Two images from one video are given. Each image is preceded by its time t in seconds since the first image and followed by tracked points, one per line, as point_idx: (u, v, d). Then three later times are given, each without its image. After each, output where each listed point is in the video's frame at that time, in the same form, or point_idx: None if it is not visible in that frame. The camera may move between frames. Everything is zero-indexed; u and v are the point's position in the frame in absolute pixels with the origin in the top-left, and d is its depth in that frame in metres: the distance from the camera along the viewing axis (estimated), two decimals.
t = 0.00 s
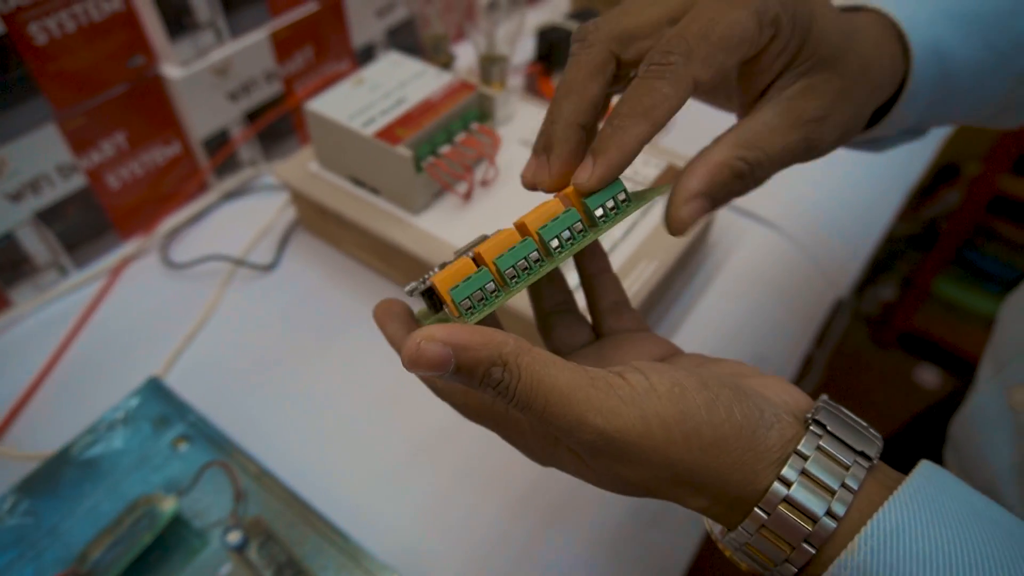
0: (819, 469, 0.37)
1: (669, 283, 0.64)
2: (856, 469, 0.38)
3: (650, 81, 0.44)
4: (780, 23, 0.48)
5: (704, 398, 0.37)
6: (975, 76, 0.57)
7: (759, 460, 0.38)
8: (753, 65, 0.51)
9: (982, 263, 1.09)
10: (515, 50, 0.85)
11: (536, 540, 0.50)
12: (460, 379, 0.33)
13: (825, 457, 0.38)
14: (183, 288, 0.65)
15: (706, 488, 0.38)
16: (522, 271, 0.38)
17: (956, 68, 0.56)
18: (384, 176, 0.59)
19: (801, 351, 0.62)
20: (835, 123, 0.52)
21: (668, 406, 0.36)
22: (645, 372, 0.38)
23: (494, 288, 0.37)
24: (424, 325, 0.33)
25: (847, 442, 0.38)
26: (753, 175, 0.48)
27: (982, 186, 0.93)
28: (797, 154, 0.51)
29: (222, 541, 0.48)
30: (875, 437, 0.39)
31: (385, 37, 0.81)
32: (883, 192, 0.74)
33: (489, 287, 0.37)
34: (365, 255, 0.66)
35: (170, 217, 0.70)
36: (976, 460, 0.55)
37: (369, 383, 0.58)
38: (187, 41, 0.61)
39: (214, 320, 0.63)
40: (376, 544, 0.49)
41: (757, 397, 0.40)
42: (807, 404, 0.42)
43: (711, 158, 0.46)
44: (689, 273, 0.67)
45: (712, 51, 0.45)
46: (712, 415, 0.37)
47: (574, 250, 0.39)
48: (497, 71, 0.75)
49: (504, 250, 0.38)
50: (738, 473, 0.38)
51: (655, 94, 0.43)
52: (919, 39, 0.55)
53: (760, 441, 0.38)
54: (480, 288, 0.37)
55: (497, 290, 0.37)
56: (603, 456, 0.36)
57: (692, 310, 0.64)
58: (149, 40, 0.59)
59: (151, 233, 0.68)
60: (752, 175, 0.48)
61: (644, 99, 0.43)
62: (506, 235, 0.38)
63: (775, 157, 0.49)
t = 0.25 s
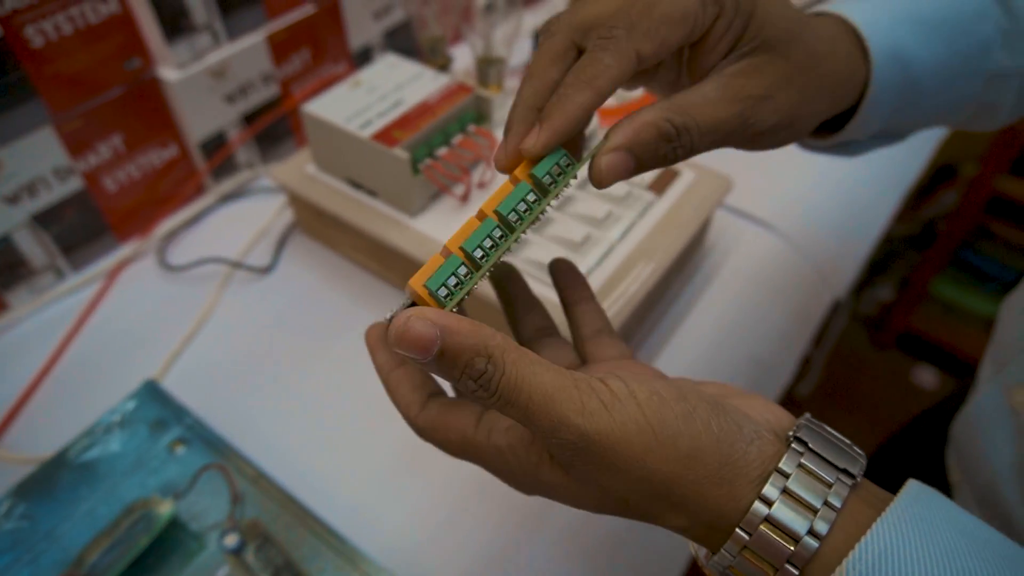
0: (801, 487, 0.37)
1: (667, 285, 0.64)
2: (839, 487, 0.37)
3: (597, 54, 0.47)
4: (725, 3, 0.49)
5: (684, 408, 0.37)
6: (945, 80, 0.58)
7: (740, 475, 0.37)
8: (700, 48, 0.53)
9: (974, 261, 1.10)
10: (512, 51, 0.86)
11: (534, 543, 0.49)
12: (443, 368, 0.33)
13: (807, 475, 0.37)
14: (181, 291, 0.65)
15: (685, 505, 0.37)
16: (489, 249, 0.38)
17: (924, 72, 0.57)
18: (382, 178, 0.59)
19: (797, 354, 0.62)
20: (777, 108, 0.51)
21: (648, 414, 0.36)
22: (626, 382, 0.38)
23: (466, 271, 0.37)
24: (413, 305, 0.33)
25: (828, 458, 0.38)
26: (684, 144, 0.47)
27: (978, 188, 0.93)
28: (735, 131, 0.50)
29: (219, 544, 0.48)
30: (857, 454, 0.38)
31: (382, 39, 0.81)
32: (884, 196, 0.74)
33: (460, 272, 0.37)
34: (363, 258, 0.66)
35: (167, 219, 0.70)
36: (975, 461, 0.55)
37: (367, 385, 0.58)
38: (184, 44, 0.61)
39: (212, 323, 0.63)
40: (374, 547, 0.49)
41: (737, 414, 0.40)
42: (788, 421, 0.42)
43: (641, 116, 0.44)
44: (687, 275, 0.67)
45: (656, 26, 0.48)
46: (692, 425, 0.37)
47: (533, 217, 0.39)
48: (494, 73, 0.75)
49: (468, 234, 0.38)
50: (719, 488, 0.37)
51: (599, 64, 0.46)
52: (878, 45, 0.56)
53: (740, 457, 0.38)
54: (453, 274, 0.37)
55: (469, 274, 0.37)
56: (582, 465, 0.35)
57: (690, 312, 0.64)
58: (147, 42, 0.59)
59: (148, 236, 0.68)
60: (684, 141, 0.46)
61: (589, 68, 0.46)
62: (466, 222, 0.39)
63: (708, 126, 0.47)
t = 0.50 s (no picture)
0: (799, 495, 0.36)
1: (664, 287, 0.64)
2: (837, 493, 0.37)
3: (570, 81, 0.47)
4: (694, 21, 0.50)
5: (680, 419, 0.37)
6: (919, 86, 0.58)
7: (738, 486, 0.37)
8: (672, 66, 0.53)
9: (973, 263, 1.10)
10: (509, 53, 0.86)
11: (532, 544, 0.49)
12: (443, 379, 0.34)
13: (803, 483, 0.37)
14: (177, 293, 0.65)
15: (683, 517, 0.37)
16: (472, 276, 0.39)
17: (897, 79, 0.58)
18: (378, 180, 0.59)
19: (792, 357, 0.62)
20: (751, 122, 0.51)
21: (645, 427, 0.36)
22: (621, 395, 0.38)
23: (450, 298, 0.39)
24: (428, 307, 0.35)
25: (825, 465, 0.37)
26: (659, 161, 0.46)
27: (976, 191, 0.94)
28: (712, 146, 0.50)
29: (215, 547, 0.48)
30: (853, 459, 0.38)
31: (378, 41, 0.81)
32: (880, 199, 0.74)
33: (444, 300, 0.38)
34: (359, 260, 0.66)
35: (163, 222, 0.70)
36: (973, 463, 0.55)
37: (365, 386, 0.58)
38: (180, 46, 0.61)
39: (208, 325, 0.63)
40: (372, 550, 0.49)
41: (735, 423, 0.40)
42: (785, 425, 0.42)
43: (615, 137, 0.44)
44: (685, 277, 0.67)
45: (627, 49, 0.47)
46: (688, 436, 0.37)
47: (513, 244, 0.39)
48: (491, 75, 0.75)
49: (450, 260, 0.39)
50: (717, 500, 0.37)
51: (571, 91, 0.46)
52: (850, 50, 0.56)
53: (738, 467, 0.37)
54: (437, 303, 0.38)
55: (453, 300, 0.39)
56: (577, 480, 0.35)
57: (688, 314, 0.64)
58: (143, 44, 0.59)
59: (144, 239, 0.68)
60: (661, 159, 0.46)
61: (562, 95, 0.46)
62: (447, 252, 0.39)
63: (684, 144, 0.47)
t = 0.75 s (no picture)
0: (802, 495, 0.36)
1: (664, 288, 0.64)
2: (839, 494, 0.36)
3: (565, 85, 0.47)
4: (688, 26, 0.50)
5: (690, 412, 0.37)
6: (915, 91, 0.58)
7: (742, 482, 0.37)
8: (667, 72, 0.53)
9: (972, 263, 1.11)
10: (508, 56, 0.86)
11: (532, 546, 0.49)
12: (466, 351, 0.34)
13: (806, 483, 0.36)
14: (176, 296, 0.65)
15: (688, 512, 0.37)
16: (467, 279, 0.39)
17: (895, 84, 0.58)
18: (378, 183, 0.59)
19: (789, 360, 0.64)
20: (748, 125, 0.51)
21: (656, 417, 0.36)
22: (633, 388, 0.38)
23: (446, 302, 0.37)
24: (469, 286, 0.36)
25: (828, 466, 0.37)
26: (655, 164, 0.46)
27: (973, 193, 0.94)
28: (708, 149, 0.50)
29: (215, 550, 0.48)
30: (854, 459, 0.38)
31: (377, 44, 0.82)
32: (879, 201, 0.75)
33: (440, 303, 0.37)
34: (359, 262, 0.66)
35: (163, 224, 0.70)
36: (972, 465, 0.55)
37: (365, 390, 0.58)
38: (179, 49, 0.61)
39: (208, 329, 0.63)
40: (373, 553, 0.49)
41: (741, 422, 0.40)
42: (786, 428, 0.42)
43: (609, 141, 0.44)
44: (684, 278, 0.67)
45: (621, 55, 0.48)
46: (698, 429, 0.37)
47: (509, 246, 0.39)
48: (490, 77, 0.75)
49: (444, 267, 0.39)
50: (723, 495, 0.36)
51: (567, 96, 0.46)
52: (845, 55, 0.56)
53: (743, 464, 0.37)
54: (432, 305, 0.37)
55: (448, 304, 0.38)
56: (587, 467, 0.35)
57: (688, 315, 0.64)
58: (142, 48, 0.59)
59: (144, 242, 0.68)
60: (656, 163, 0.46)
61: (557, 100, 0.46)
62: (443, 257, 0.39)
63: (680, 147, 0.47)
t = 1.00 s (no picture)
0: (799, 492, 0.36)
1: (664, 290, 0.64)
2: (836, 491, 0.36)
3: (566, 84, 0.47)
4: (691, 26, 0.50)
5: (687, 409, 0.37)
6: (917, 92, 0.58)
7: (739, 481, 0.37)
8: (668, 71, 0.53)
9: (972, 264, 1.11)
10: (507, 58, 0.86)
11: (532, 548, 0.49)
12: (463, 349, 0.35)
13: (803, 480, 0.36)
14: (176, 299, 0.65)
15: (684, 510, 0.36)
16: (467, 276, 0.38)
17: (896, 86, 0.58)
18: (377, 184, 0.59)
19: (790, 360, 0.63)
20: (749, 125, 0.51)
21: (653, 414, 0.36)
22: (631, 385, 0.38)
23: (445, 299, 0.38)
24: (466, 283, 0.36)
25: (825, 463, 0.37)
26: (656, 165, 0.46)
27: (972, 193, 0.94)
28: (709, 150, 0.50)
29: (214, 553, 0.48)
30: (853, 457, 0.38)
31: (377, 46, 0.82)
32: (878, 201, 0.75)
33: (440, 300, 0.37)
34: (358, 264, 0.66)
35: (162, 227, 0.70)
36: (971, 466, 0.55)
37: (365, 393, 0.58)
38: (178, 51, 0.61)
39: (207, 331, 0.63)
40: (373, 555, 0.49)
41: (740, 420, 0.40)
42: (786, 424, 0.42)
43: (611, 141, 0.44)
44: (683, 279, 0.67)
45: (623, 54, 0.48)
46: (695, 426, 0.37)
47: (509, 245, 0.39)
48: (489, 79, 0.75)
49: (444, 263, 0.39)
50: (720, 493, 0.36)
51: (568, 94, 0.46)
52: (846, 57, 0.56)
53: (740, 462, 0.37)
54: (431, 302, 0.37)
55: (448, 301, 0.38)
56: (582, 463, 0.35)
57: (687, 316, 0.64)
58: (141, 50, 0.59)
59: (143, 244, 0.68)
60: (658, 163, 0.46)
61: (558, 99, 0.46)
62: (443, 251, 0.39)
63: (681, 147, 0.47)
